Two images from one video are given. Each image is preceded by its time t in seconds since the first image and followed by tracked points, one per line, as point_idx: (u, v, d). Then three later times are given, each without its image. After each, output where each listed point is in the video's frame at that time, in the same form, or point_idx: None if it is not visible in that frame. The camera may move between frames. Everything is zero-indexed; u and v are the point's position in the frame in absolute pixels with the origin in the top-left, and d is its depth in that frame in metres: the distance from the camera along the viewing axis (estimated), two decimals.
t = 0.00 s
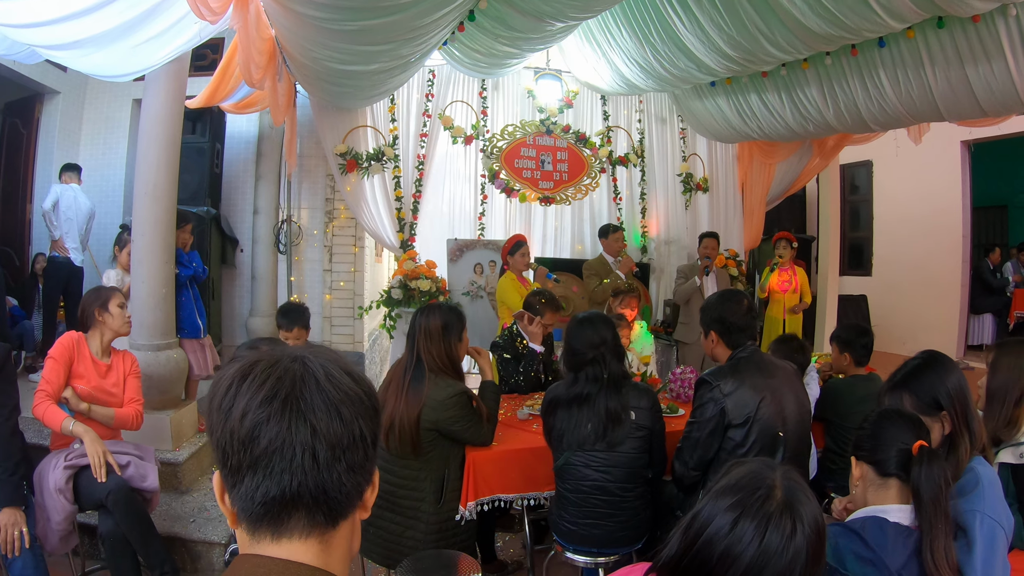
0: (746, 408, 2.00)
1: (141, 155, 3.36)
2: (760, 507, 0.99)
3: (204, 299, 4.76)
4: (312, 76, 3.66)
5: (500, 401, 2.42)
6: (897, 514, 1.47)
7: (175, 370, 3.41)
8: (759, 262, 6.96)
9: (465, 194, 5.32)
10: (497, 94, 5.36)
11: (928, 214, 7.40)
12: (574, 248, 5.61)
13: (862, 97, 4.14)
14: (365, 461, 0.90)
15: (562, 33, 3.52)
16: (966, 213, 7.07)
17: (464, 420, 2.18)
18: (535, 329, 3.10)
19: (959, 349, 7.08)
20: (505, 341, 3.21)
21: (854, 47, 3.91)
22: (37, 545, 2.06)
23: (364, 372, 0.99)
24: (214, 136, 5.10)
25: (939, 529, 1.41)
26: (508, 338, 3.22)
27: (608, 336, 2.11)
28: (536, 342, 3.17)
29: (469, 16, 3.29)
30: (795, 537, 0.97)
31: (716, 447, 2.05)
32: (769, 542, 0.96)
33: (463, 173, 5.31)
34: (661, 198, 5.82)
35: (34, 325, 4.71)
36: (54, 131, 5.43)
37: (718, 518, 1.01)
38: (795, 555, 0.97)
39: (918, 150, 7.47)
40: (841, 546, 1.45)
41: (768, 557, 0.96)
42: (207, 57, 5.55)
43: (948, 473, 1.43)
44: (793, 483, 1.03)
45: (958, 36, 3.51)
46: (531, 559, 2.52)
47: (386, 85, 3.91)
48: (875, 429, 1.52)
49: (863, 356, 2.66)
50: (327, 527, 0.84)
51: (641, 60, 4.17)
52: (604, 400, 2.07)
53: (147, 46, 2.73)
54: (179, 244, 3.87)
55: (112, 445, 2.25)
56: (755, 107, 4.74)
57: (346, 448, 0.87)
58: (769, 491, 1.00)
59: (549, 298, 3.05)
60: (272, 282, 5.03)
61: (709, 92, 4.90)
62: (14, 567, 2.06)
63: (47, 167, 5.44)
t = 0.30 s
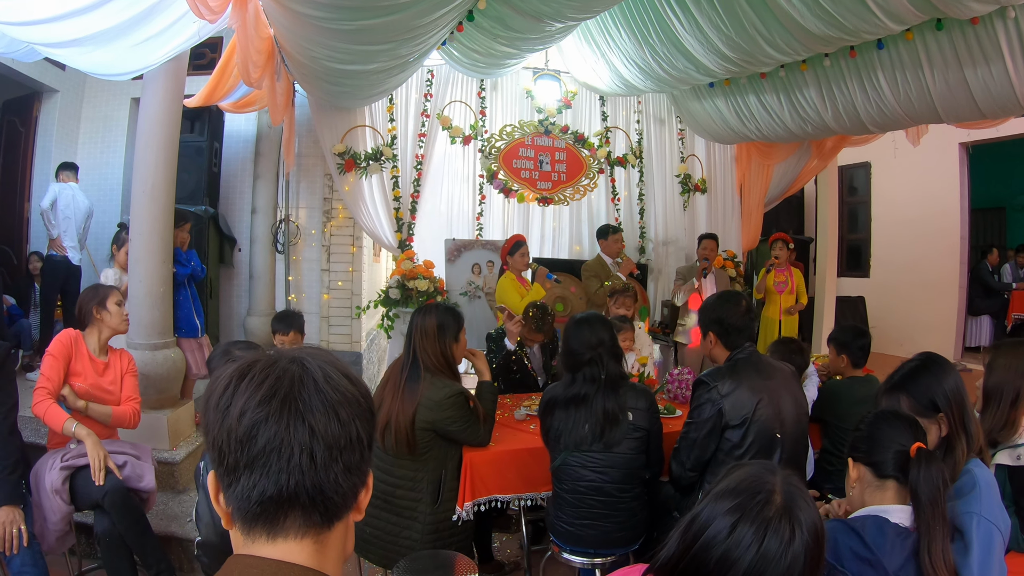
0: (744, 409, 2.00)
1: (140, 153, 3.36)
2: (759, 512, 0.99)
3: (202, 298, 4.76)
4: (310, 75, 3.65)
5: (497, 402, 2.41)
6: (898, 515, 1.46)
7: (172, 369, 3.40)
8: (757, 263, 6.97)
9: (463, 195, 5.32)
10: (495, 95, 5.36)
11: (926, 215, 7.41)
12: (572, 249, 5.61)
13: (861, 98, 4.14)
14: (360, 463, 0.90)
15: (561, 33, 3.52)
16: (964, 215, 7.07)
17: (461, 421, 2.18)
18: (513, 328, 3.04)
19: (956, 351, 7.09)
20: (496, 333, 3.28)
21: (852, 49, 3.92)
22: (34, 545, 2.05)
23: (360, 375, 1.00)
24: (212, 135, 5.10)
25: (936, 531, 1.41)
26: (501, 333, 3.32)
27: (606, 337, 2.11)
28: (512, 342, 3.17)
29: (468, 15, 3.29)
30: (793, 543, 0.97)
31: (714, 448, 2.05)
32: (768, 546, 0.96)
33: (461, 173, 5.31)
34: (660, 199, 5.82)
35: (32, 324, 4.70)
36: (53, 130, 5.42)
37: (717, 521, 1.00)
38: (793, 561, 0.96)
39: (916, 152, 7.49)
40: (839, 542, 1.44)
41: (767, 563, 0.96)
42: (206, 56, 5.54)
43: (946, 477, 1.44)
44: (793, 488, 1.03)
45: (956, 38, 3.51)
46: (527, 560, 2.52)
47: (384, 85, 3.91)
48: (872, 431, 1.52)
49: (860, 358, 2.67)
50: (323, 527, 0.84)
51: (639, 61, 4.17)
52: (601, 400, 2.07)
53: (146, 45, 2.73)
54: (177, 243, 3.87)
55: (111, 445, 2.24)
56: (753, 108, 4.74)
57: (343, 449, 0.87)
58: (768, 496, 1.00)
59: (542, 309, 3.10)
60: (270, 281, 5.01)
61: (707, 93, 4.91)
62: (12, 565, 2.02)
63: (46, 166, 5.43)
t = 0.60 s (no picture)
0: (742, 411, 2.00)
1: (139, 155, 3.36)
2: (758, 514, 0.99)
3: (201, 300, 4.77)
4: (309, 77, 3.65)
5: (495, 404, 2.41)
6: (896, 516, 1.46)
7: (171, 371, 3.40)
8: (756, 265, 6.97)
9: (462, 196, 5.32)
10: (494, 97, 5.36)
11: (925, 217, 7.42)
12: (571, 251, 5.60)
13: (859, 100, 4.15)
14: (358, 468, 0.90)
15: (560, 35, 3.52)
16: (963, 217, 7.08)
17: (459, 423, 2.18)
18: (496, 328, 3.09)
19: (955, 353, 7.09)
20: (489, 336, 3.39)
21: (851, 51, 3.93)
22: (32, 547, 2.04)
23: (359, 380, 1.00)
24: (212, 137, 5.11)
25: (934, 533, 1.41)
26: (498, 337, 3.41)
27: (603, 339, 2.11)
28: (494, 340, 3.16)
29: (467, 17, 3.29)
30: (792, 545, 0.97)
31: (713, 450, 2.05)
32: (766, 549, 0.96)
33: (460, 175, 5.31)
34: (659, 201, 5.82)
35: (31, 325, 4.70)
36: (52, 131, 5.42)
37: (715, 523, 1.01)
38: (792, 563, 0.96)
39: (914, 154, 7.50)
40: (837, 542, 1.45)
41: (765, 565, 0.96)
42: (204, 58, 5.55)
43: (944, 479, 1.43)
44: (791, 491, 1.03)
45: (954, 39, 3.52)
46: (526, 562, 2.51)
47: (383, 86, 3.92)
48: (870, 433, 1.52)
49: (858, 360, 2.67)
50: (321, 531, 0.84)
51: (638, 63, 4.17)
52: (599, 402, 2.07)
53: (147, 47, 2.73)
54: (176, 245, 3.86)
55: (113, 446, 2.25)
56: (752, 110, 4.75)
57: (342, 454, 0.87)
58: (767, 499, 1.00)
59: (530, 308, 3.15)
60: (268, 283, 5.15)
61: (706, 94, 4.91)
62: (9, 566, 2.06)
63: (45, 167, 5.43)
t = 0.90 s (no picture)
0: (745, 413, 2.00)
1: (139, 158, 3.37)
2: (752, 515, 0.98)
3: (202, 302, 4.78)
4: (309, 80, 3.66)
5: (496, 407, 2.42)
6: (896, 518, 1.46)
7: (171, 374, 3.40)
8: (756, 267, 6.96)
9: (462, 199, 5.33)
10: (494, 99, 5.37)
11: (925, 218, 7.42)
12: (572, 253, 5.61)
13: (859, 102, 4.15)
14: (362, 472, 0.91)
15: (559, 37, 3.52)
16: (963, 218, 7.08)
17: (459, 425, 2.17)
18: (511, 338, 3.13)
19: (956, 354, 7.08)
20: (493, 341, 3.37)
21: (850, 52, 3.94)
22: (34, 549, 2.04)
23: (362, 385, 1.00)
24: (212, 140, 5.11)
25: (934, 534, 1.40)
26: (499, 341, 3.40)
27: (603, 341, 2.11)
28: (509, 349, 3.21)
29: (467, 21, 3.29)
30: (786, 546, 0.97)
31: (715, 452, 2.05)
32: (760, 549, 0.96)
33: (460, 178, 5.32)
34: (659, 203, 5.83)
35: (32, 329, 4.71)
36: (53, 134, 5.43)
37: (709, 524, 1.00)
38: (786, 562, 0.96)
39: (915, 155, 7.50)
40: (836, 544, 1.45)
41: (759, 565, 0.95)
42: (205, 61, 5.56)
43: (943, 481, 1.43)
44: (784, 491, 1.02)
45: (954, 40, 3.52)
46: (526, 564, 2.50)
47: (383, 89, 3.92)
48: (870, 434, 1.51)
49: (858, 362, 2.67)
50: (325, 535, 0.84)
51: (638, 65, 4.18)
52: (599, 404, 2.06)
53: (147, 50, 2.74)
54: (177, 249, 3.87)
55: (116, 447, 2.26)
56: (752, 111, 4.75)
57: (348, 458, 0.87)
58: (760, 499, 0.99)
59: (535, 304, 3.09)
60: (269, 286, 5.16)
61: (706, 96, 4.92)
62: (14, 569, 2.04)
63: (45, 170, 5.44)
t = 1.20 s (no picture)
0: (747, 414, 2.00)
1: (140, 161, 3.37)
2: (745, 514, 0.98)
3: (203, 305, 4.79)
4: (310, 83, 3.66)
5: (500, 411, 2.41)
6: (897, 518, 1.46)
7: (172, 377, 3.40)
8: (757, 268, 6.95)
9: (463, 201, 5.34)
10: (495, 101, 5.37)
11: (925, 218, 7.41)
12: (572, 255, 5.62)
13: (860, 102, 4.15)
14: (370, 478, 0.90)
15: (559, 40, 3.52)
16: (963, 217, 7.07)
17: (462, 427, 2.17)
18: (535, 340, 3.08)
19: (958, 354, 7.06)
20: (505, 345, 3.25)
21: (850, 52, 3.94)
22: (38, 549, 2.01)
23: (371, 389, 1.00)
24: (213, 143, 5.12)
25: (935, 534, 1.40)
26: (508, 343, 3.27)
27: (603, 343, 2.11)
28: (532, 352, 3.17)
29: (467, 23, 3.29)
30: (781, 544, 0.96)
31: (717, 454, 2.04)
32: (755, 548, 0.96)
33: (461, 180, 5.32)
34: (660, 205, 5.83)
35: (33, 332, 4.71)
36: (54, 138, 5.44)
37: (703, 525, 1.00)
38: (782, 561, 0.96)
39: (915, 155, 7.50)
40: (838, 545, 1.45)
41: (755, 564, 0.95)
42: (205, 64, 5.57)
43: (944, 481, 1.43)
44: (779, 489, 1.02)
45: (953, 40, 3.52)
46: (528, 566, 2.50)
47: (383, 92, 3.92)
48: (870, 435, 1.51)
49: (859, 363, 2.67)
50: (331, 540, 0.84)
51: (638, 67, 4.18)
52: (599, 406, 2.06)
53: (148, 54, 2.75)
54: (178, 252, 3.88)
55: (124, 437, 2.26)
56: (752, 113, 4.75)
57: (355, 464, 0.87)
58: (754, 498, 0.99)
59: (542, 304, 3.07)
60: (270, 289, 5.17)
61: (706, 98, 4.93)
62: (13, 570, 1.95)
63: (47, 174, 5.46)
